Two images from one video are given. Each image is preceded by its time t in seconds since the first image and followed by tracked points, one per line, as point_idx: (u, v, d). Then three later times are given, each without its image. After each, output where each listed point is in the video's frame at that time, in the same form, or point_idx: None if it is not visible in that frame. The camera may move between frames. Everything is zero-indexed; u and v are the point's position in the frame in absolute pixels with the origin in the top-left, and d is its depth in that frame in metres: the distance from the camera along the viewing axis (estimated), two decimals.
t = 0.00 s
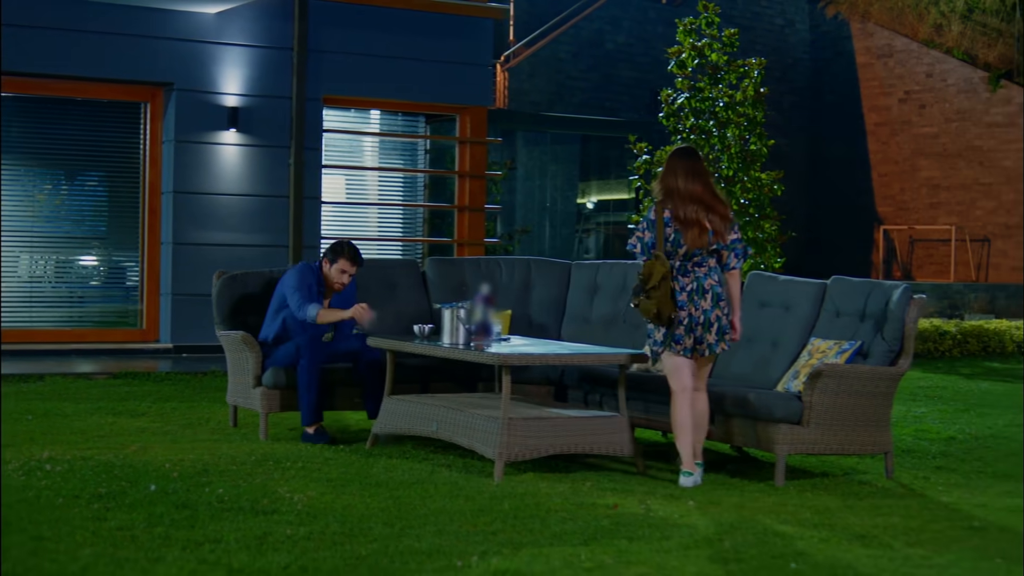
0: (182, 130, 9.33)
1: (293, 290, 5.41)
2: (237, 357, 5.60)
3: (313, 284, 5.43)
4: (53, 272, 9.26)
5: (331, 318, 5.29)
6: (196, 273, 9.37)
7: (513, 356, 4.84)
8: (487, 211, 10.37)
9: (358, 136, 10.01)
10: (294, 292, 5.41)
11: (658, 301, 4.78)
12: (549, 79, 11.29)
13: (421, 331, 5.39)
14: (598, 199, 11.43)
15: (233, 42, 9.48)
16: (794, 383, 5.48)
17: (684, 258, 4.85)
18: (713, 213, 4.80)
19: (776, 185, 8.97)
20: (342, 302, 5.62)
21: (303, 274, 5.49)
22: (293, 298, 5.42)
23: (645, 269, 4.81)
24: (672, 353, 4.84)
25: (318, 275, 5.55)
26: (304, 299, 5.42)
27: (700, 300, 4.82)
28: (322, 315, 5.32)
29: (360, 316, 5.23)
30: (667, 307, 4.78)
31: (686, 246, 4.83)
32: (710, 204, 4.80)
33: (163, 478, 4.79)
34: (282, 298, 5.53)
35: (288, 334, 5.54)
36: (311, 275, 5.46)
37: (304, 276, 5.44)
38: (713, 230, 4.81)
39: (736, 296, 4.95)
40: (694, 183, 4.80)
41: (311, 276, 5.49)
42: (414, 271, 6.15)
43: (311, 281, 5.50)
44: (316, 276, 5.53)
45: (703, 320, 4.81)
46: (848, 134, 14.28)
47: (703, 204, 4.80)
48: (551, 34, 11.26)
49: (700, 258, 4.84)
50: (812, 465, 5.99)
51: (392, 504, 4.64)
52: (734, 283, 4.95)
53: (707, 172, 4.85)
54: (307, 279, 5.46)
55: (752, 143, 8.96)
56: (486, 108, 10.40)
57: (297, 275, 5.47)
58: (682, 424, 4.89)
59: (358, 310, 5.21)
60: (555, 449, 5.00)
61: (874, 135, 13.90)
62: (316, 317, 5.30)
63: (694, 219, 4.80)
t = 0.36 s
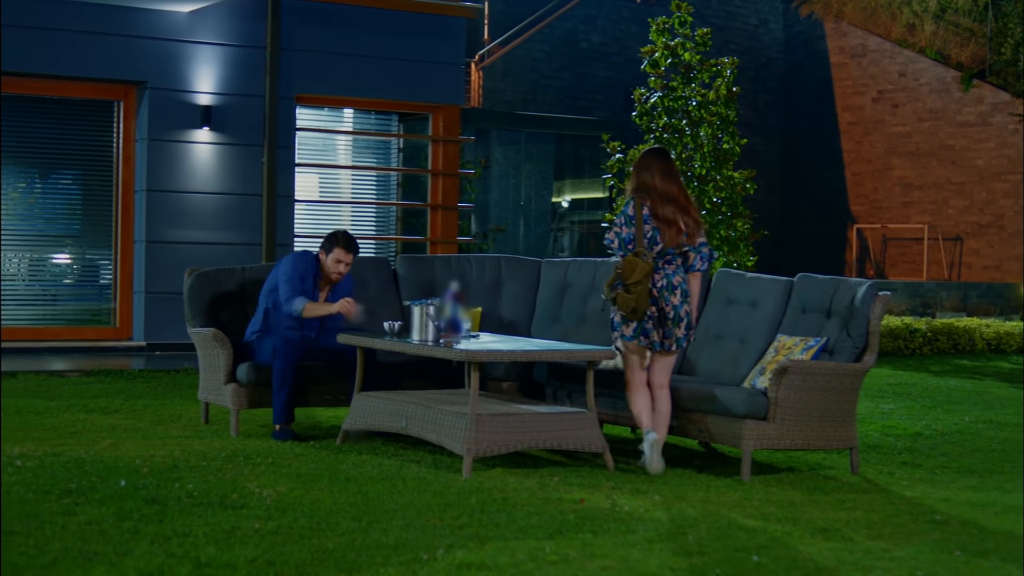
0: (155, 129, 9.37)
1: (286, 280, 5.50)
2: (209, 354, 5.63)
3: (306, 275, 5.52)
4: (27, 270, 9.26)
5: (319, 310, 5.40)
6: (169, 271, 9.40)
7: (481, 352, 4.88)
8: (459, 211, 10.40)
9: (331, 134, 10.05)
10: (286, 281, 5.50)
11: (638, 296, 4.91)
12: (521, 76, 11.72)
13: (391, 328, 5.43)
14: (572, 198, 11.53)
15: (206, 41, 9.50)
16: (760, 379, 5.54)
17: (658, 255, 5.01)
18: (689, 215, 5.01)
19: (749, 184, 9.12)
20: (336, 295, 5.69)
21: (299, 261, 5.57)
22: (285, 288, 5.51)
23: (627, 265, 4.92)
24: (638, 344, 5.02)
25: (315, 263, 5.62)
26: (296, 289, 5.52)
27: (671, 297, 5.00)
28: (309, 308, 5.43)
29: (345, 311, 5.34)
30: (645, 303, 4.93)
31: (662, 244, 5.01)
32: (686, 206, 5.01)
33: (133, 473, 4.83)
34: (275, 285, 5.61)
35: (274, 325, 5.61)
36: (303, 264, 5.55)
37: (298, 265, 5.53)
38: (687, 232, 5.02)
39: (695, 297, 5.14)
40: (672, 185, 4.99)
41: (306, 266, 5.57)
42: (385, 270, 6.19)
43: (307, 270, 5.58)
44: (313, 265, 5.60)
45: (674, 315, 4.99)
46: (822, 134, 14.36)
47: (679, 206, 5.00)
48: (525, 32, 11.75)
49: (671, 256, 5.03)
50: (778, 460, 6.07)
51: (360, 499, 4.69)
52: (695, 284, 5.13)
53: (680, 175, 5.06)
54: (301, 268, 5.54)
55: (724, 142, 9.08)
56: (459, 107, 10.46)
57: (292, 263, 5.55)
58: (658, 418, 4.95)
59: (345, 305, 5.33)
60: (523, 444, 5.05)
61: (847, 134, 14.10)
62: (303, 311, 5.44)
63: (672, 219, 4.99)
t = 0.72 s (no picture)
0: (132, 126, 9.41)
1: (261, 279, 5.57)
2: (184, 351, 5.68)
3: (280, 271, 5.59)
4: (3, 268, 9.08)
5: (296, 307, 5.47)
6: (145, 269, 9.44)
7: (455, 349, 4.93)
8: (436, 210, 10.47)
9: (309, 132, 10.09)
10: (261, 279, 5.58)
11: (603, 286, 5.06)
12: (500, 74, 11.82)
13: (365, 324, 5.49)
14: (551, 197, 11.61)
15: (183, 39, 9.53)
16: (732, 375, 5.62)
17: (622, 248, 5.14)
18: (656, 211, 5.15)
19: (726, 183, 9.31)
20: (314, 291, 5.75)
21: (272, 257, 5.63)
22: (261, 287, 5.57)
23: (593, 255, 5.07)
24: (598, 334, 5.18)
25: (289, 258, 5.68)
26: (272, 285, 5.58)
27: (631, 289, 5.12)
28: (285, 306, 5.50)
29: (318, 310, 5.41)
30: (609, 293, 5.08)
31: (626, 237, 5.14)
32: (652, 203, 5.15)
33: (108, 469, 4.86)
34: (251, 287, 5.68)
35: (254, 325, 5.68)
36: (277, 260, 5.62)
37: (271, 262, 5.60)
38: (654, 227, 5.15)
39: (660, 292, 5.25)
40: (639, 182, 5.13)
41: (280, 263, 5.63)
42: (361, 267, 6.24)
43: (281, 265, 5.64)
44: (287, 259, 5.66)
45: (632, 307, 5.09)
46: (799, 133, 14.54)
47: (647, 202, 5.15)
48: (502, 32, 11.85)
49: (635, 250, 5.16)
50: (750, 456, 6.14)
51: (332, 493, 4.73)
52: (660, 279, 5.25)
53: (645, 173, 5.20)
54: (275, 265, 5.61)
55: (701, 141, 9.29)
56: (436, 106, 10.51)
57: (266, 261, 5.62)
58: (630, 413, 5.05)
59: (316, 303, 5.40)
60: (496, 439, 5.10)
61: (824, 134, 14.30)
62: (279, 309, 5.50)
63: (639, 214, 5.13)
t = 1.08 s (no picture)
0: (114, 124, 9.42)
1: (235, 284, 5.57)
2: (165, 348, 5.70)
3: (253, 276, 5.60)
4: None
5: (276, 310, 5.47)
6: (127, 267, 9.46)
7: (433, 345, 4.97)
8: (417, 208, 10.59)
9: (291, 131, 10.13)
10: (235, 284, 5.57)
11: (552, 285, 5.16)
12: (483, 73, 11.82)
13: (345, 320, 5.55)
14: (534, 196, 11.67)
15: (165, 37, 9.54)
16: (710, 371, 5.68)
17: (571, 247, 5.25)
18: (604, 209, 5.25)
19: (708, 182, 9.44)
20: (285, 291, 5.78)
21: (243, 263, 5.63)
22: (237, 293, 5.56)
23: (542, 254, 5.16)
24: (553, 333, 5.24)
25: (256, 262, 5.68)
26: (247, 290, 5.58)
27: (583, 285, 5.24)
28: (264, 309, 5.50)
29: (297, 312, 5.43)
30: (558, 291, 5.18)
31: (575, 236, 5.24)
32: (600, 200, 5.25)
33: (87, 464, 4.89)
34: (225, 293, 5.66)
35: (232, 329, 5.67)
36: (247, 264, 5.63)
37: (242, 266, 5.61)
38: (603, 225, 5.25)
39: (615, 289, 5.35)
40: (585, 181, 5.23)
41: (251, 267, 5.64)
42: (342, 264, 6.27)
43: (252, 270, 5.65)
44: (255, 264, 5.67)
45: (584, 304, 5.22)
46: (783, 132, 14.53)
47: (595, 201, 5.25)
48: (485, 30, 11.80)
49: (584, 249, 5.27)
50: (728, 452, 6.19)
51: (312, 488, 4.76)
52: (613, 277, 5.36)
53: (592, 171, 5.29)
54: (246, 270, 5.62)
55: (683, 139, 9.44)
56: (418, 104, 10.57)
57: (237, 267, 5.62)
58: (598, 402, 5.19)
59: (296, 306, 5.43)
60: (475, 435, 5.13)
61: (807, 132, 14.35)
62: (259, 312, 5.49)
63: (586, 213, 5.22)
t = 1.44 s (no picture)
0: (102, 123, 9.45)
1: (217, 282, 5.58)
2: (152, 345, 5.72)
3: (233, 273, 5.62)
4: None
5: (261, 306, 5.49)
6: (113, 265, 9.52)
7: (420, 341, 4.99)
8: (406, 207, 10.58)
9: (279, 129, 10.13)
10: (216, 282, 5.59)
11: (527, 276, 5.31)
12: (472, 71, 11.87)
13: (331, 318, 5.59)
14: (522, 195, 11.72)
15: (153, 36, 9.56)
16: (696, 368, 5.70)
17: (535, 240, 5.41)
18: (558, 204, 5.43)
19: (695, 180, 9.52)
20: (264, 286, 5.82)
21: (223, 261, 5.67)
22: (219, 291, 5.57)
23: (521, 246, 5.28)
24: (514, 323, 5.37)
25: (233, 258, 5.71)
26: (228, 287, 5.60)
27: (543, 276, 5.42)
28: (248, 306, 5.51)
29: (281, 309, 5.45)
30: (530, 283, 5.34)
31: (538, 230, 5.39)
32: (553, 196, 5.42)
33: (74, 460, 4.91)
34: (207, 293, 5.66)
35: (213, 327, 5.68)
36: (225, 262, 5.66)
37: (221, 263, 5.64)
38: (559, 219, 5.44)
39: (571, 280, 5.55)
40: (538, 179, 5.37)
41: (230, 264, 5.67)
42: (329, 262, 6.29)
43: (232, 267, 5.68)
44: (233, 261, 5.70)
45: (543, 293, 5.42)
46: (771, 131, 14.51)
47: (550, 197, 5.41)
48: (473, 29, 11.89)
49: (545, 241, 5.44)
50: (713, 448, 6.24)
51: (299, 484, 4.79)
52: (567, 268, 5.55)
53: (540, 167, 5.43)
54: (227, 267, 5.64)
55: (671, 138, 9.51)
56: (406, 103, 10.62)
57: (216, 265, 5.64)
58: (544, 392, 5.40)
59: (280, 303, 5.46)
60: (462, 432, 5.14)
61: (795, 133, 14.33)
62: (244, 308, 5.50)
63: (546, 209, 5.38)
